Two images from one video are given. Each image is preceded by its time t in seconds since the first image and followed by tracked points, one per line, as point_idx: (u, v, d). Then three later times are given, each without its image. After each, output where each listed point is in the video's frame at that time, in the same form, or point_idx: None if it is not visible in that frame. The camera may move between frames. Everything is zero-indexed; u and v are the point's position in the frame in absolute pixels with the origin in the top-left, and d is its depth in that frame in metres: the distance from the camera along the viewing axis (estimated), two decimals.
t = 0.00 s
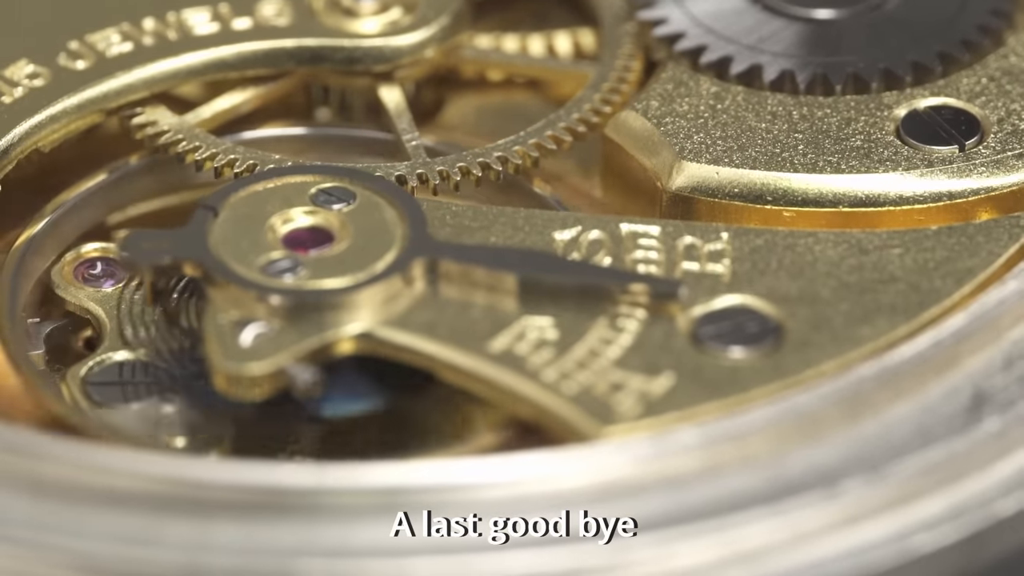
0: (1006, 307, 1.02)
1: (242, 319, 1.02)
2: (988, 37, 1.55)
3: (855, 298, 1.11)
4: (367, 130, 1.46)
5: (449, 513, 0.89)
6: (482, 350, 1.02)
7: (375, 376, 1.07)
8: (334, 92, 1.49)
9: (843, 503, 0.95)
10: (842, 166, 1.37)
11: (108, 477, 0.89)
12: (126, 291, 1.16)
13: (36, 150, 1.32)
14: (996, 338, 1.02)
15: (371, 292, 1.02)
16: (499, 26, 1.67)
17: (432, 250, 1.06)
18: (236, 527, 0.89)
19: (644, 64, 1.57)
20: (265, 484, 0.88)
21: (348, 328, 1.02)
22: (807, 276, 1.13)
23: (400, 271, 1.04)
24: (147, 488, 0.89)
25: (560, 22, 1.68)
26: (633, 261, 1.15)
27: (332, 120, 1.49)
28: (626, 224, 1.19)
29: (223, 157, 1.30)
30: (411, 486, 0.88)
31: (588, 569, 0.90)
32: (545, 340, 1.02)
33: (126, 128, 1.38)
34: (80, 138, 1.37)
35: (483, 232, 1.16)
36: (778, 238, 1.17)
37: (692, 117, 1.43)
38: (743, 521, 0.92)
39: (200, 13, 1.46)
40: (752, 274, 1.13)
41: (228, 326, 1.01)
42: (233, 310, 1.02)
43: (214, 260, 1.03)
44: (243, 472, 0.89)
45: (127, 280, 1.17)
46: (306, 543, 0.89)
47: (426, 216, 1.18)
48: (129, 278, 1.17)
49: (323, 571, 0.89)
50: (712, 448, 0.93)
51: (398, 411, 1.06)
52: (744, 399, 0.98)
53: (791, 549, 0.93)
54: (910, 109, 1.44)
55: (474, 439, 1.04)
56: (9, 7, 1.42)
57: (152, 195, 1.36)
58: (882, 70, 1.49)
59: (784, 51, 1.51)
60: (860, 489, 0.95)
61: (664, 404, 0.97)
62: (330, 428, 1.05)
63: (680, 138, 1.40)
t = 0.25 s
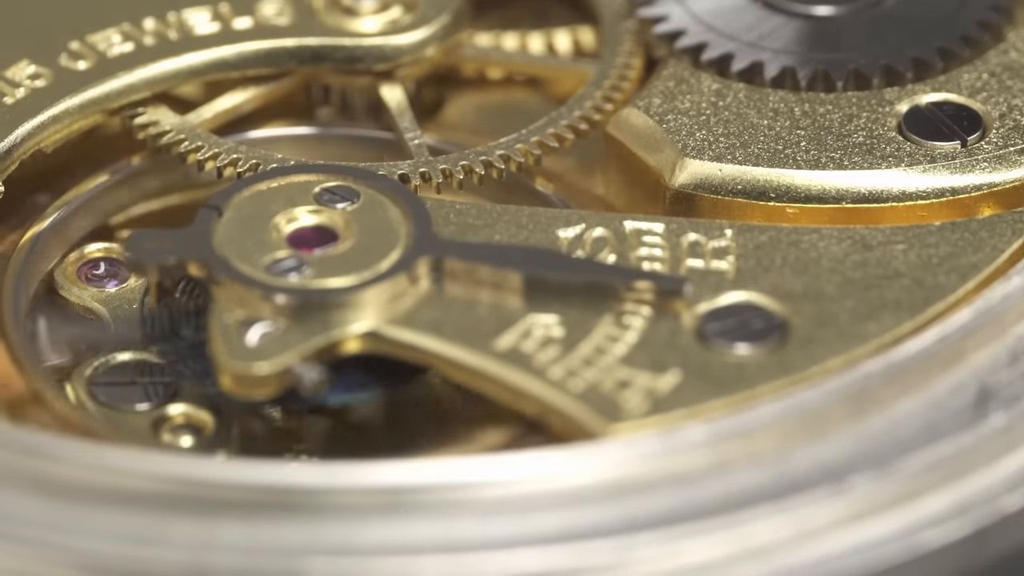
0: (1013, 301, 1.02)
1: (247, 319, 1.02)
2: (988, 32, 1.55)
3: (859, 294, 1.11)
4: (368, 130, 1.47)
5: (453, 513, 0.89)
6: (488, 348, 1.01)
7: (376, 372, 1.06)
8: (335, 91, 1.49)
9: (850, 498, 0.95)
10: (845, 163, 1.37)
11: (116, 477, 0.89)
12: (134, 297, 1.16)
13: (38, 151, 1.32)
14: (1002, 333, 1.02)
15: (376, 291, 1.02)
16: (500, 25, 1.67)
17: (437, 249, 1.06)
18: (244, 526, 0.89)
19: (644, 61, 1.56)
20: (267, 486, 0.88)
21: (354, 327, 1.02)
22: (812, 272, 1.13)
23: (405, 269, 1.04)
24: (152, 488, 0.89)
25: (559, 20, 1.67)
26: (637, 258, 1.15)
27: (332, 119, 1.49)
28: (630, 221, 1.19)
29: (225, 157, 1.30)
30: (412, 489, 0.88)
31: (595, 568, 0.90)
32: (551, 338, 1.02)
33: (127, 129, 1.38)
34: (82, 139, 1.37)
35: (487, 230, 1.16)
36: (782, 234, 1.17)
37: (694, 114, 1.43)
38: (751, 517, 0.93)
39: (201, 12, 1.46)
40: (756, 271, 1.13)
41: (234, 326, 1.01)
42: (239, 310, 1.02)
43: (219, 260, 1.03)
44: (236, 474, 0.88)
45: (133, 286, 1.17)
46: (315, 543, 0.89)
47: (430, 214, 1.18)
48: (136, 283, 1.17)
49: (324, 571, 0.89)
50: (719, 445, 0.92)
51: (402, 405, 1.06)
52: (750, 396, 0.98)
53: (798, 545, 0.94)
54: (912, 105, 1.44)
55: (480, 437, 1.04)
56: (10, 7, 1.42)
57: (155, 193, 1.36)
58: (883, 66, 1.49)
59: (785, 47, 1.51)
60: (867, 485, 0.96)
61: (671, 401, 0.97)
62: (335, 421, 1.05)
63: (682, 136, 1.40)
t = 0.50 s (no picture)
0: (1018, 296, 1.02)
1: (253, 319, 1.02)
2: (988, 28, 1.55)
3: (865, 290, 1.11)
4: (369, 129, 1.46)
5: (460, 511, 0.89)
6: (493, 346, 1.01)
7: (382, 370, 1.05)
8: (335, 90, 1.49)
9: (859, 495, 0.95)
10: (848, 159, 1.36)
11: (126, 478, 0.89)
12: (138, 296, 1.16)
13: (41, 151, 1.32)
14: (1007, 328, 1.02)
15: (381, 290, 1.02)
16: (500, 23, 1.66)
17: (442, 247, 1.05)
18: (254, 525, 0.89)
19: (645, 58, 1.56)
20: (274, 485, 0.88)
21: (360, 325, 1.02)
22: (816, 268, 1.13)
23: (410, 268, 1.04)
24: (160, 488, 0.89)
25: (558, 18, 1.67)
26: (641, 255, 1.15)
27: (332, 118, 1.48)
28: (634, 219, 1.19)
29: (228, 156, 1.29)
30: (419, 488, 0.88)
31: (603, 566, 0.90)
32: (557, 336, 1.02)
33: (129, 130, 1.37)
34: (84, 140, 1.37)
35: (491, 229, 1.16)
36: (785, 231, 1.17)
37: (696, 112, 1.43)
38: (760, 514, 0.93)
39: (201, 12, 1.46)
40: (761, 268, 1.13)
41: (240, 325, 1.01)
42: (245, 309, 1.02)
43: (224, 259, 1.03)
44: (243, 473, 0.88)
45: (137, 286, 1.17)
46: (323, 541, 0.89)
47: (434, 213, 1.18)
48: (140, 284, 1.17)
49: (332, 571, 0.89)
50: (728, 442, 0.93)
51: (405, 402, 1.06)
52: (757, 393, 0.98)
53: (806, 541, 0.93)
54: (913, 101, 1.44)
55: (486, 436, 1.05)
56: (10, 8, 1.42)
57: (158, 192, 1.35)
58: (884, 63, 1.49)
59: (785, 44, 1.51)
60: (876, 480, 0.95)
61: (678, 398, 0.97)
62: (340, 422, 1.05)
63: (685, 133, 1.40)
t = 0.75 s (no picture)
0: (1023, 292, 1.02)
1: (259, 318, 1.01)
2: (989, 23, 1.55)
3: (870, 286, 1.11)
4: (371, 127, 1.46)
5: (466, 510, 0.89)
6: (499, 344, 1.01)
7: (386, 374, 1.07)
8: (336, 88, 1.48)
9: (867, 490, 0.95)
10: (850, 155, 1.37)
11: (134, 478, 0.89)
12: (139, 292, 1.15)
13: (42, 152, 1.32)
14: (1012, 323, 1.02)
15: (386, 289, 1.02)
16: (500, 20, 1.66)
17: (446, 246, 1.05)
18: (262, 524, 0.89)
19: (646, 55, 1.56)
20: (281, 483, 0.88)
21: (365, 324, 1.02)
22: (820, 265, 1.13)
23: (415, 266, 1.04)
24: (168, 487, 0.89)
25: (558, 15, 1.67)
26: (646, 252, 1.15)
27: (333, 117, 1.48)
28: (637, 216, 1.19)
29: (231, 156, 1.29)
30: (425, 486, 0.88)
31: (612, 564, 0.90)
32: (563, 333, 1.02)
33: (131, 130, 1.37)
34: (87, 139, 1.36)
35: (495, 227, 1.16)
36: (789, 228, 1.17)
37: (698, 109, 1.43)
38: (768, 509, 0.92)
39: (202, 12, 1.46)
40: (765, 264, 1.13)
41: (246, 325, 1.01)
42: (250, 309, 1.02)
43: (228, 258, 1.03)
44: (250, 472, 0.88)
45: (138, 283, 1.16)
46: (331, 540, 0.89)
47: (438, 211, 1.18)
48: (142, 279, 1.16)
49: (339, 570, 0.89)
50: (736, 436, 0.93)
51: (412, 401, 1.06)
52: (764, 389, 0.98)
53: (814, 537, 0.93)
54: (915, 97, 1.44)
55: (492, 434, 1.04)
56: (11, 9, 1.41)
57: (161, 192, 1.35)
58: (885, 59, 1.49)
59: (786, 41, 1.51)
60: (883, 476, 0.95)
61: (684, 395, 0.97)
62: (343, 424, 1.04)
63: (687, 130, 1.40)
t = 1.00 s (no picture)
0: None
1: (264, 318, 1.01)
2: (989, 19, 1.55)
3: (874, 282, 1.11)
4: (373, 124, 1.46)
5: (473, 508, 0.89)
6: (504, 342, 1.01)
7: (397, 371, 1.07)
8: (337, 88, 1.48)
9: (874, 487, 0.95)
10: (852, 152, 1.37)
11: (141, 478, 0.89)
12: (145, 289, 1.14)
13: (45, 153, 1.31)
14: (1017, 318, 1.02)
15: (391, 288, 1.02)
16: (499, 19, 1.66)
17: (451, 244, 1.05)
18: (271, 522, 0.89)
19: (646, 53, 1.56)
20: (289, 483, 0.88)
21: (371, 323, 1.02)
22: (824, 261, 1.13)
23: (420, 265, 1.04)
24: (176, 488, 0.89)
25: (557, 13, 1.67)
26: (650, 250, 1.15)
27: (334, 116, 1.48)
28: (641, 214, 1.19)
29: (232, 155, 1.29)
30: (433, 484, 0.88)
31: (619, 561, 0.90)
32: (568, 331, 1.02)
33: (132, 129, 1.37)
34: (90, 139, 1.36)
35: (499, 225, 1.16)
36: (792, 225, 1.17)
37: (700, 106, 1.43)
38: (776, 506, 0.92)
39: (202, 12, 1.46)
40: (769, 262, 1.13)
41: (251, 325, 1.01)
42: (255, 309, 1.01)
43: (232, 258, 1.03)
44: (258, 474, 0.88)
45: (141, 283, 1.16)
46: (339, 539, 0.89)
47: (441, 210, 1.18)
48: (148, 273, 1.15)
49: (349, 570, 0.89)
50: (743, 434, 0.93)
51: (419, 399, 1.06)
52: (770, 386, 0.98)
53: (822, 533, 0.93)
54: (917, 93, 1.44)
55: (498, 433, 1.04)
56: (11, 9, 1.41)
57: (164, 193, 1.35)
58: (885, 55, 1.49)
59: (787, 37, 1.51)
60: (890, 472, 0.95)
61: (691, 392, 0.97)
62: (349, 422, 1.04)
63: (689, 127, 1.40)
